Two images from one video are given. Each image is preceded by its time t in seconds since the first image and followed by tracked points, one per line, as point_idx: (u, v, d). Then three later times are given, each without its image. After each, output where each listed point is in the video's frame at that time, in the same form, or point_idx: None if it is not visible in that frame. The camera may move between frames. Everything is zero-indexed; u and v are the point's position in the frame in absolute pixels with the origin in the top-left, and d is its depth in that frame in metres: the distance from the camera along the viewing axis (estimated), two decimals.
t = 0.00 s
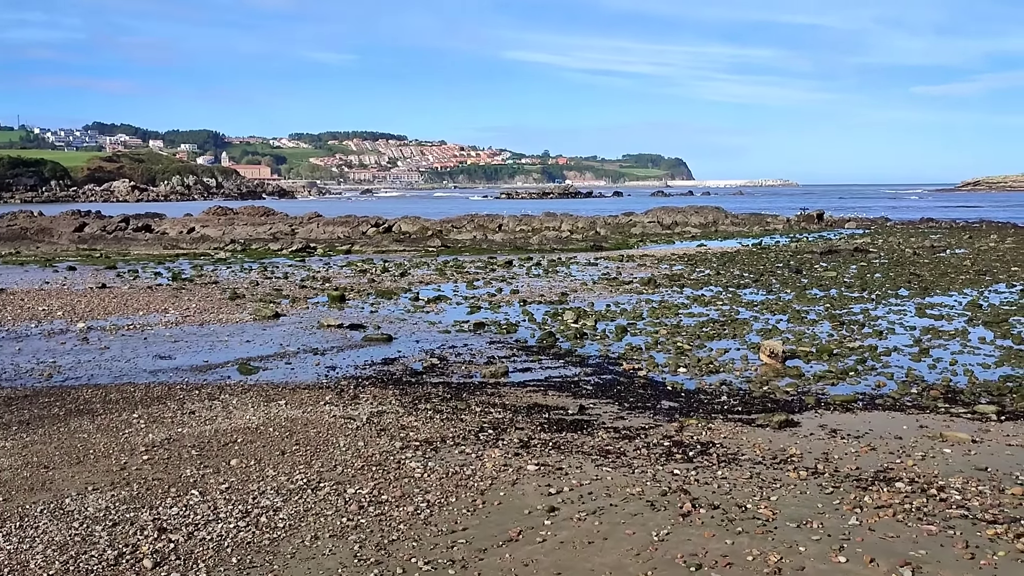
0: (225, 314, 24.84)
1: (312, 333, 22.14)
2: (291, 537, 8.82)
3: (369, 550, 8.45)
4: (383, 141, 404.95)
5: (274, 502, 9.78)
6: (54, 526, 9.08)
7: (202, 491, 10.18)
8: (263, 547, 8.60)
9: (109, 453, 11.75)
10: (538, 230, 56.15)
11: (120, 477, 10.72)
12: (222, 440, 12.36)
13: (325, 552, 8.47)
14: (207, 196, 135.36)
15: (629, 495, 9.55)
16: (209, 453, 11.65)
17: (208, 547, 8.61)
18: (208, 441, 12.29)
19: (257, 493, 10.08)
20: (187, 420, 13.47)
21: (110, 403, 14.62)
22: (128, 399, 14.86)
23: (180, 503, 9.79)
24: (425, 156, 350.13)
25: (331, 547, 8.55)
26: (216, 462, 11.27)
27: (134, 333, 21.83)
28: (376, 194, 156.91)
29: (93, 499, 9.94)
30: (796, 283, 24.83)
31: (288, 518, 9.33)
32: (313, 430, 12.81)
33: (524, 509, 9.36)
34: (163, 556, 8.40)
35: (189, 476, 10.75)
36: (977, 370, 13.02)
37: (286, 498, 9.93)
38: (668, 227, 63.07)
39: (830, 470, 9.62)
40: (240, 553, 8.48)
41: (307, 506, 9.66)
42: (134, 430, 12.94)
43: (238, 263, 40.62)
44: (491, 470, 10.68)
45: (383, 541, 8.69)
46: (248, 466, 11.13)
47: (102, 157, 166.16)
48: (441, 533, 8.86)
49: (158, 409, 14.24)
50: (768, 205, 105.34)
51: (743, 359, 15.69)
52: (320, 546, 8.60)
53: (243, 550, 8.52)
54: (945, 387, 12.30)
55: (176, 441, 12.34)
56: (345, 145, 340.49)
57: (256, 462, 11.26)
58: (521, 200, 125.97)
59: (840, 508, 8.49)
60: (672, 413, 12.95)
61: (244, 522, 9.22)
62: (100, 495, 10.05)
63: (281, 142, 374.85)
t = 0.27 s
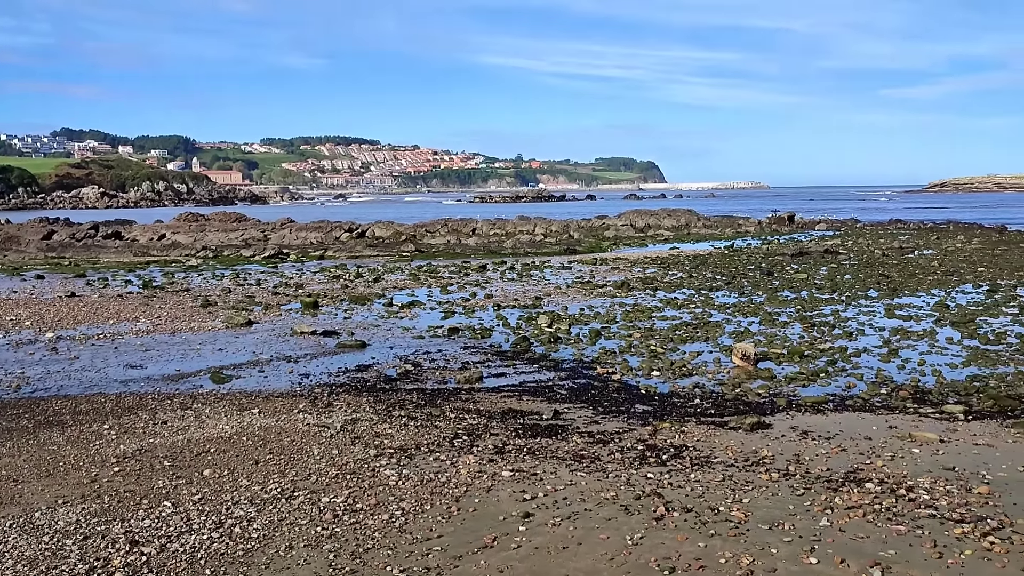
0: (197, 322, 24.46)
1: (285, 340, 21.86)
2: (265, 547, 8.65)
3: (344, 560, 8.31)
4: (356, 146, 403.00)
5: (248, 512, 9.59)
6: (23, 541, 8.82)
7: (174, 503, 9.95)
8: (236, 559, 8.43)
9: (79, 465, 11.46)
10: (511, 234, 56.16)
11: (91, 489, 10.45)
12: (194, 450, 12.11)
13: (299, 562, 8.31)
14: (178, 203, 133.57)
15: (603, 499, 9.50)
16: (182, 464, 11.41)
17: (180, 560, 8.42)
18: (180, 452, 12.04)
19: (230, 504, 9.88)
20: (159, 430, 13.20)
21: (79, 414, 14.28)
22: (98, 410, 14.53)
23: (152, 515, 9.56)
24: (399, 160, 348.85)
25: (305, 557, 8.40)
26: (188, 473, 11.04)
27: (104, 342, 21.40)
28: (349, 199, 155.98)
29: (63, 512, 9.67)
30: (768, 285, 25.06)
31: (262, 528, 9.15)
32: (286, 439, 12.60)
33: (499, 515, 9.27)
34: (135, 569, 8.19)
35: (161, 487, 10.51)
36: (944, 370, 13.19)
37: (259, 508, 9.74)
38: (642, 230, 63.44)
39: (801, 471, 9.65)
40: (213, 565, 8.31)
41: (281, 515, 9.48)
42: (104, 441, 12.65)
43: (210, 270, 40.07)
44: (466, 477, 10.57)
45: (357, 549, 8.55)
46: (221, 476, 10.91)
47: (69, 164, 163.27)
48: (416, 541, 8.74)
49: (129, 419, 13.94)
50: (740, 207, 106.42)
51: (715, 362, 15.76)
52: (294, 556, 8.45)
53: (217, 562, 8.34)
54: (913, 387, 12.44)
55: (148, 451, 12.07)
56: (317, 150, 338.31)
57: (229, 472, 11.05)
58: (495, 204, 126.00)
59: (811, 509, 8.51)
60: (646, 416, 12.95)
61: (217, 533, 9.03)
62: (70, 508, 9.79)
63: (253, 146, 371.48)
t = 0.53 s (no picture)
0: (146, 326, 23.76)
1: (237, 343, 21.37)
2: (219, 555, 8.40)
3: (299, 565, 8.11)
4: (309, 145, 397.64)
5: (201, 519, 9.29)
6: None
7: (125, 511, 9.60)
8: (189, 567, 8.16)
9: (24, 475, 10.99)
10: (467, 234, 56.03)
11: (37, 500, 10.01)
12: (145, 457, 11.71)
13: (253, 569, 8.08)
14: (125, 204, 129.98)
15: (558, 498, 9.46)
16: (132, 472, 11.01)
17: (131, 570, 8.12)
18: (130, 459, 11.63)
19: (182, 511, 9.57)
20: (108, 438, 12.74)
21: (23, 423, 13.70)
22: (43, 418, 13.96)
23: (102, 525, 9.20)
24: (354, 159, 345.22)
25: (259, 564, 8.17)
26: (139, 481, 10.66)
27: (48, 348, 20.63)
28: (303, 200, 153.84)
29: (7, 524, 9.24)
30: (720, 282, 25.37)
31: (216, 535, 8.88)
32: (240, 444, 12.27)
33: (455, 517, 9.15)
34: None
35: (110, 496, 10.13)
36: (890, 363, 13.49)
37: (213, 514, 9.45)
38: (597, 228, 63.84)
39: (752, 466, 9.75)
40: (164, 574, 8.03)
41: (234, 521, 9.21)
42: (51, 450, 12.15)
43: (159, 272, 39.06)
44: (422, 479, 10.43)
45: (312, 554, 8.34)
46: (173, 483, 10.56)
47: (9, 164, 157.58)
48: (372, 544, 8.57)
49: (76, 427, 13.43)
50: (692, 204, 107.79)
51: (669, 359, 15.87)
52: (249, 562, 8.22)
53: (168, 571, 8.07)
54: (860, 381, 12.67)
55: (97, 460, 11.64)
56: (270, 150, 332.88)
57: (182, 479, 10.70)
58: (451, 203, 125.62)
59: (762, 503, 8.59)
60: (600, 414, 12.97)
61: (169, 541, 8.73)
62: (15, 520, 9.36)
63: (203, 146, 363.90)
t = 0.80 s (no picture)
0: (78, 326, 22.78)
1: (174, 342, 20.65)
2: (156, 557, 8.06)
3: (239, 565, 7.84)
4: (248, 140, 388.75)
5: (137, 522, 8.89)
6: None
7: (56, 516, 9.12)
8: (124, 571, 7.81)
9: None
10: (409, 228, 55.51)
11: None
12: (78, 460, 11.17)
13: (191, 571, 7.77)
14: (54, 200, 124.83)
15: (501, 491, 9.36)
16: (64, 475, 10.49)
17: None
18: (62, 462, 11.07)
19: (117, 514, 9.14)
20: (39, 441, 12.13)
21: None
22: None
23: (33, 530, 8.74)
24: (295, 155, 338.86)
25: (198, 565, 7.87)
26: (71, 484, 10.15)
27: None
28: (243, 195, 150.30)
29: None
30: (661, 274, 25.67)
31: (153, 537, 8.51)
32: (177, 444, 11.80)
33: (398, 512, 8.96)
34: None
35: (41, 500, 9.61)
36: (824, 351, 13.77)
37: (150, 516, 9.05)
38: (541, 222, 63.99)
39: (693, 454, 9.84)
40: None
41: (172, 523, 8.85)
42: None
43: (91, 270, 37.57)
44: (364, 475, 10.20)
45: (253, 554, 8.07)
46: (108, 485, 10.09)
47: None
48: (313, 542, 8.33)
49: (3, 431, 12.75)
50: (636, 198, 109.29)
51: (611, 351, 15.94)
52: (187, 564, 7.90)
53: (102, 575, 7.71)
54: (797, 368, 12.89)
55: (26, 464, 11.05)
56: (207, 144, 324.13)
57: (117, 481, 10.24)
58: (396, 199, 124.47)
59: (702, 491, 8.65)
60: (544, 407, 12.93)
61: (103, 545, 8.33)
62: None
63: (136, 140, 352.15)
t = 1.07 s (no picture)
0: None
1: (94, 337, 19.74)
2: (71, 556, 7.64)
3: (159, 561, 7.49)
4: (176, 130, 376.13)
5: (50, 521, 8.39)
6: None
7: None
8: (36, 571, 7.37)
9: None
10: (342, 220, 54.68)
11: None
12: None
13: (107, 569, 7.37)
14: None
15: (430, 479, 9.21)
16: None
17: None
18: None
19: (29, 514, 8.62)
20: None
21: None
22: None
23: None
24: (226, 146, 329.49)
25: (115, 562, 7.48)
26: None
27: None
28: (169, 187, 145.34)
29: None
30: (593, 263, 25.85)
31: (68, 535, 8.05)
32: (96, 441, 11.23)
33: (325, 503, 8.70)
34: None
35: None
36: (750, 336, 14.03)
37: (65, 515, 8.57)
38: (477, 213, 63.87)
39: (621, 439, 9.71)
40: None
41: (90, 521, 8.39)
42: None
43: (5, 265, 35.72)
44: (291, 467, 9.88)
45: (173, 549, 7.71)
46: (19, 485, 9.51)
47: None
48: (237, 535, 8.00)
49: None
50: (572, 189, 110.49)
51: (543, 339, 15.93)
52: (103, 562, 7.51)
53: None
54: (724, 353, 13.06)
55: None
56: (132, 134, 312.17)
57: (29, 480, 9.66)
58: (330, 190, 122.53)
59: (629, 474, 8.59)
60: (475, 395, 12.82)
61: (14, 546, 7.84)
62: None
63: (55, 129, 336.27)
